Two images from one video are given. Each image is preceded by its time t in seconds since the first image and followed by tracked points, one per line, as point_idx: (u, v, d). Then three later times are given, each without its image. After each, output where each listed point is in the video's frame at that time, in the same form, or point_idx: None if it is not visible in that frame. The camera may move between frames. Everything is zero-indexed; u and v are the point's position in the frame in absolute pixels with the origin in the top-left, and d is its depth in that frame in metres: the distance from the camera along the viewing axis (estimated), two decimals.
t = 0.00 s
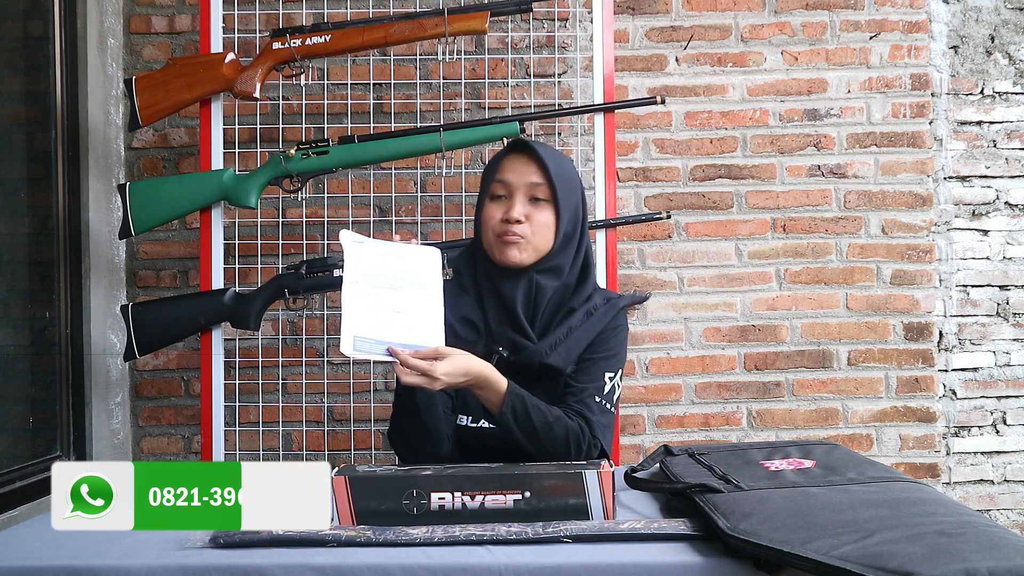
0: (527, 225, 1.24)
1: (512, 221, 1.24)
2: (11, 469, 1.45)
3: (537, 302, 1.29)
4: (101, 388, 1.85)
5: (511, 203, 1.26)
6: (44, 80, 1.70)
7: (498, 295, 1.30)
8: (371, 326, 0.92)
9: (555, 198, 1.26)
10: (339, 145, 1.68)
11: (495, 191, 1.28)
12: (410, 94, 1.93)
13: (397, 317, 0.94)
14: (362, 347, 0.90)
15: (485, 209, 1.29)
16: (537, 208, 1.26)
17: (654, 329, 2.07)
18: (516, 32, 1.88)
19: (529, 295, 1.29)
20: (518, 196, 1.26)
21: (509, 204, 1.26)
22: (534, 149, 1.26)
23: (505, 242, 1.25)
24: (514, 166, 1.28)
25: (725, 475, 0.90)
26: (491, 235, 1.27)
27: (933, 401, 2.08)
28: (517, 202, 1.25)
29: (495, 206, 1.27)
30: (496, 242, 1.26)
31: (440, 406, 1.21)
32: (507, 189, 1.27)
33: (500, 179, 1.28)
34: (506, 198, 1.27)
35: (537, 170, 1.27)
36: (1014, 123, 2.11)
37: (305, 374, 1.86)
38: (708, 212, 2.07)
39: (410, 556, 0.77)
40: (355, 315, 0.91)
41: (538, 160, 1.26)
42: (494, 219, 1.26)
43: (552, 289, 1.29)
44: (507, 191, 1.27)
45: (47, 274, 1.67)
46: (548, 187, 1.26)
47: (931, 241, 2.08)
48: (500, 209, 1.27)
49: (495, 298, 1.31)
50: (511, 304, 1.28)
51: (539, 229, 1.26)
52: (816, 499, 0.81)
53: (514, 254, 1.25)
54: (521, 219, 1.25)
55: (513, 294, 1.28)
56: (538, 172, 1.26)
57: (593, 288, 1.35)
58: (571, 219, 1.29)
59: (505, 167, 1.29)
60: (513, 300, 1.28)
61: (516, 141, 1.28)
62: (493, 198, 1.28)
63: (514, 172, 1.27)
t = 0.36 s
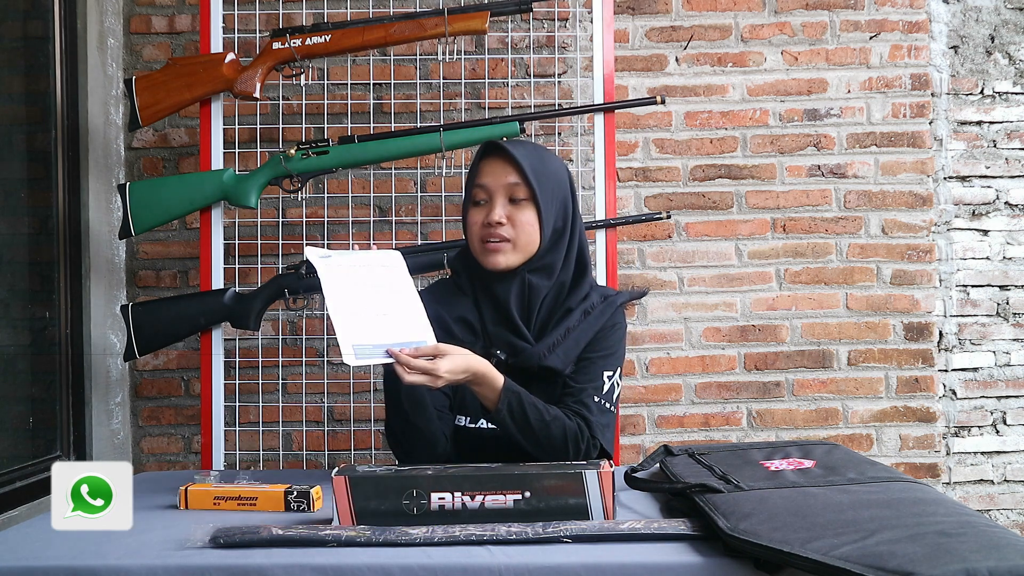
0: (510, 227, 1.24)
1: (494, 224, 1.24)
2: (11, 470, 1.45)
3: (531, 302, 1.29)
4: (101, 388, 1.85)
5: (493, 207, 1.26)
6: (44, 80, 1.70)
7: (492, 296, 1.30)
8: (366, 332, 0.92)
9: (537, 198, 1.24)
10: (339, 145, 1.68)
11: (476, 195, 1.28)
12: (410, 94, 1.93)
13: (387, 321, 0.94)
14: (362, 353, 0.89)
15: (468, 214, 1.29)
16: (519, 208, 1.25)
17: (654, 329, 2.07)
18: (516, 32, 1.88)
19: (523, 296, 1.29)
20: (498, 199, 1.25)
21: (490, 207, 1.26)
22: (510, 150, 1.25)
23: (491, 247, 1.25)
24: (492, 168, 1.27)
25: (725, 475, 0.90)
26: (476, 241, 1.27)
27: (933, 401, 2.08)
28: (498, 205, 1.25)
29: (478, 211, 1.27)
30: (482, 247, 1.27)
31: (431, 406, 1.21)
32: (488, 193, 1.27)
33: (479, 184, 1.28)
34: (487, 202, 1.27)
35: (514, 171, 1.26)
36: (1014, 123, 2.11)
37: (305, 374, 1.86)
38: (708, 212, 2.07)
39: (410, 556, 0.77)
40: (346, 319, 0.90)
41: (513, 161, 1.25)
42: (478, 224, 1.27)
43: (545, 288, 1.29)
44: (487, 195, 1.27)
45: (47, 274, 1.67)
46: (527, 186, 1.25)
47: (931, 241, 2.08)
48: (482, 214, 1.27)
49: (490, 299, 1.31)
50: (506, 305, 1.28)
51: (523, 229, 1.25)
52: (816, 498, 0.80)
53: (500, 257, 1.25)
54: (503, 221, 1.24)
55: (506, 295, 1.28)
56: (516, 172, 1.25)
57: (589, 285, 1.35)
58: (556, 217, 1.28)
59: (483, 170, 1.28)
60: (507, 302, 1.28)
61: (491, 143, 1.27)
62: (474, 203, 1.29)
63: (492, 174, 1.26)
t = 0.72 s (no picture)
0: (507, 229, 1.25)
1: (491, 228, 1.24)
2: (11, 470, 1.45)
3: (529, 302, 1.29)
4: (101, 388, 1.85)
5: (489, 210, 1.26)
6: (44, 80, 1.69)
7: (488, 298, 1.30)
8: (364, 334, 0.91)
9: (532, 198, 1.25)
10: (339, 145, 1.68)
11: (470, 199, 1.29)
12: (410, 94, 1.93)
13: (383, 324, 0.94)
14: (360, 356, 0.89)
15: (463, 218, 1.29)
16: (514, 210, 1.25)
17: (654, 329, 2.07)
18: (516, 32, 1.88)
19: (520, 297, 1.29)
20: (494, 202, 1.25)
21: (486, 211, 1.26)
22: (503, 152, 1.25)
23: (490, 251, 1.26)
24: (485, 171, 1.27)
25: (725, 475, 0.90)
26: (473, 245, 1.27)
27: (933, 401, 2.08)
28: (493, 208, 1.25)
29: (473, 215, 1.28)
30: (479, 251, 1.27)
31: (430, 407, 1.21)
32: (483, 197, 1.27)
33: (474, 187, 1.28)
34: (483, 205, 1.27)
35: (508, 173, 1.26)
36: (1014, 123, 2.11)
37: (305, 374, 1.86)
38: (708, 212, 2.07)
39: (410, 556, 0.77)
40: (348, 326, 0.89)
41: (507, 163, 1.25)
42: (474, 228, 1.27)
43: (543, 289, 1.29)
44: (483, 199, 1.27)
45: (47, 274, 1.67)
46: (522, 188, 1.25)
47: (931, 241, 2.08)
48: (477, 218, 1.27)
49: (486, 302, 1.31)
50: (504, 307, 1.28)
51: (521, 231, 1.25)
52: (816, 498, 0.80)
53: (499, 260, 1.26)
54: (500, 224, 1.24)
55: (505, 297, 1.28)
56: (510, 175, 1.25)
57: (586, 285, 1.35)
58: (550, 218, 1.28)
59: (476, 173, 1.28)
60: (506, 304, 1.28)
61: (483, 146, 1.27)
62: (469, 207, 1.29)
63: (486, 177, 1.26)
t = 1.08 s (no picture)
0: (514, 228, 1.25)
1: (499, 228, 1.25)
2: (11, 470, 1.44)
3: (524, 301, 1.30)
4: (101, 388, 1.85)
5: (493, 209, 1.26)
6: (44, 80, 1.69)
7: (480, 298, 1.30)
8: (368, 340, 0.93)
9: (538, 197, 1.26)
10: (339, 145, 1.68)
11: (470, 198, 1.27)
12: (410, 94, 1.92)
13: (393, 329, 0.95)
14: (359, 361, 0.91)
15: (463, 216, 1.27)
16: (520, 209, 1.26)
17: (654, 329, 2.07)
18: (516, 32, 1.88)
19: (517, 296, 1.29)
20: (499, 201, 1.26)
21: (491, 210, 1.25)
22: (509, 151, 1.25)
23: (496, 250, 1.26)
24: (488, 169, 1.26)
25: (725, 475, 0.90)
26: (478, 244, 1.27)
27: (933, 401, 2.08)
28: (499, 207, 1.25)
29: (476, 214, 1.26)
30: (484, 250, 1.26)
31: (434, 405, 1.21)
32: (485, 196, 1.26)
33: (475, 185, 1.26)
34: (486, 204, 1.26)
35: (512, 172, 1.26)
36: (1014, 123, 2.11)
37: (305, 374, 1.86)
38: (708, 212, 2.07)
39: (410, 556, 0.77)
40: (349, 332, 0.92)
41: (513, 161, 1.25)
42: (478, 227, 1.26)
43: (537, 285, 1.29)
44: (485, 197, 1.26)
45: (47, 274, 1.67)
46: (527, 188, 1.26)
47: (931, 241, 2.08)
48: (481, 216, 1.26)
49: (478, 301, 1.30)
50: (500, 307, 1.28)
51: (527, 230, 1.26)
52: (816, 499, 0.81)
53: (505, 258, 1.26)
54: (507, 224, 1.25)
55: (503, 296, 1.28)
56: (514, 173, 1.26)
57: (576, 281, 1.34)
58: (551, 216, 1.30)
59: (476, 171, 1.26)
60: (502, 303, 1.28)
61: (486, 144, 1.26)
62: (468, 205, 1.27)
63: (489, 176, 1.26)
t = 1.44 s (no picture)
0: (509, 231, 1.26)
1: (494, 230, 1.25)
2: (11, 469, 1.45)
3: (518, 302, 1.29)
4: (101, 387, 1.85)
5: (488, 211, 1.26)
6: (45, 80, 1.69)
7: (474, 298, 1.28)
8: (371, 352, 0.94)
9: (532, 199, 1.26)
10: (339, 145, 1.68)
11: (466, 199, 1.26)
12: (410, 94, 1.93)
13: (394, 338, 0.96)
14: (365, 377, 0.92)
15: (459, 217, 1.27)
16: (516, 210, 1.27)
17: (654, 329, 2.07)
18: (516, 32, 1.88)
19: (511, 297, 1.28)
20: (495, 203, 1.25)
21: (487, 212, 1.25)
22: (505, 152, 1.25)
23: (492, 252, 1.25)
24: (484, 170, 1.26)
25: (725, 475, 0.90)
26: (473, 246, 1.26)
27: (933, 401, 2.08)
28: (495, 209, 1.25)
29: (472, 216, 1.26)
30: (479, 253, 1.26)
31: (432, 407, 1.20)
32: (482, 197, 1.26)
33: (472, 187, 1.26)
34: (482, 206, 1.26)
35: (508, 173, 1.26)
36: (1014, 123, 2.11)
37: (304, 374, 1.86)
38: (708, 212, 2.07)
39: (409, 556, 0.77)
40: (352, 344, 0.94)
41: (509, 162, 1.25)
42: (474, 228, 1.26)
43: (530, 285, 1.29)
44: (481, 199, 1.26)
45: (47, 274, 1.67)
46: (522, 189, 1.27)
47: (931, 241, 2.08)
48: (477, 218, 1.26)
49: (472, 302, 1.28)
50: (494, 308, 1.27)
51: (522, 232, 1.27)
52: (816, 498, 0.81)
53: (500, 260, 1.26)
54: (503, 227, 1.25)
55: (497, 297, 1.27)
56: (510, 175, 1.26)
57: (570, 281, 1.34)
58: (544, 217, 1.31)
59: (472, 172, 1.26)
60: (496, 304, 1.27)
61: (482, 144, 1.25)
62: (464, 206, 1.27)
63: (485, 178, 1.25)
